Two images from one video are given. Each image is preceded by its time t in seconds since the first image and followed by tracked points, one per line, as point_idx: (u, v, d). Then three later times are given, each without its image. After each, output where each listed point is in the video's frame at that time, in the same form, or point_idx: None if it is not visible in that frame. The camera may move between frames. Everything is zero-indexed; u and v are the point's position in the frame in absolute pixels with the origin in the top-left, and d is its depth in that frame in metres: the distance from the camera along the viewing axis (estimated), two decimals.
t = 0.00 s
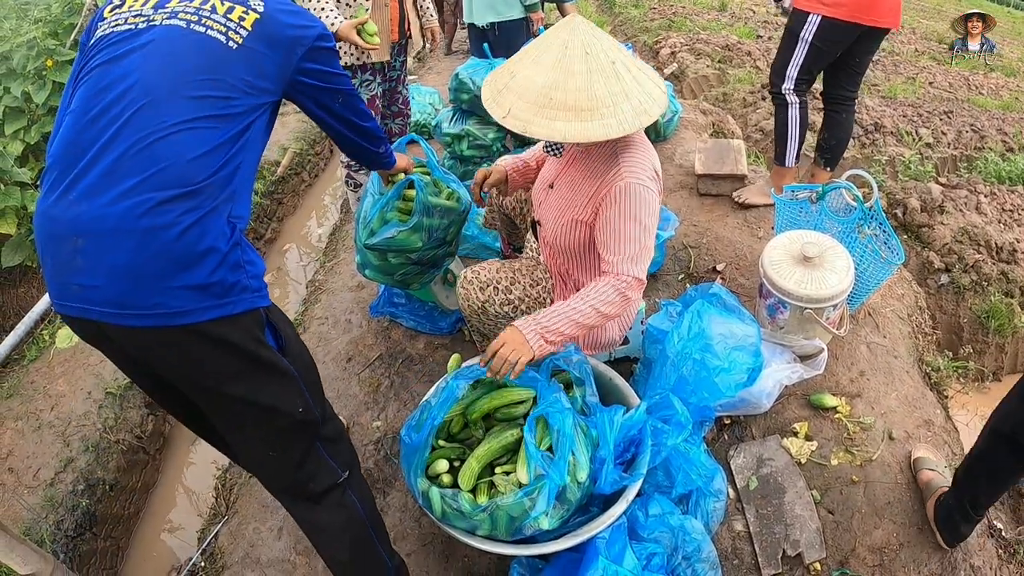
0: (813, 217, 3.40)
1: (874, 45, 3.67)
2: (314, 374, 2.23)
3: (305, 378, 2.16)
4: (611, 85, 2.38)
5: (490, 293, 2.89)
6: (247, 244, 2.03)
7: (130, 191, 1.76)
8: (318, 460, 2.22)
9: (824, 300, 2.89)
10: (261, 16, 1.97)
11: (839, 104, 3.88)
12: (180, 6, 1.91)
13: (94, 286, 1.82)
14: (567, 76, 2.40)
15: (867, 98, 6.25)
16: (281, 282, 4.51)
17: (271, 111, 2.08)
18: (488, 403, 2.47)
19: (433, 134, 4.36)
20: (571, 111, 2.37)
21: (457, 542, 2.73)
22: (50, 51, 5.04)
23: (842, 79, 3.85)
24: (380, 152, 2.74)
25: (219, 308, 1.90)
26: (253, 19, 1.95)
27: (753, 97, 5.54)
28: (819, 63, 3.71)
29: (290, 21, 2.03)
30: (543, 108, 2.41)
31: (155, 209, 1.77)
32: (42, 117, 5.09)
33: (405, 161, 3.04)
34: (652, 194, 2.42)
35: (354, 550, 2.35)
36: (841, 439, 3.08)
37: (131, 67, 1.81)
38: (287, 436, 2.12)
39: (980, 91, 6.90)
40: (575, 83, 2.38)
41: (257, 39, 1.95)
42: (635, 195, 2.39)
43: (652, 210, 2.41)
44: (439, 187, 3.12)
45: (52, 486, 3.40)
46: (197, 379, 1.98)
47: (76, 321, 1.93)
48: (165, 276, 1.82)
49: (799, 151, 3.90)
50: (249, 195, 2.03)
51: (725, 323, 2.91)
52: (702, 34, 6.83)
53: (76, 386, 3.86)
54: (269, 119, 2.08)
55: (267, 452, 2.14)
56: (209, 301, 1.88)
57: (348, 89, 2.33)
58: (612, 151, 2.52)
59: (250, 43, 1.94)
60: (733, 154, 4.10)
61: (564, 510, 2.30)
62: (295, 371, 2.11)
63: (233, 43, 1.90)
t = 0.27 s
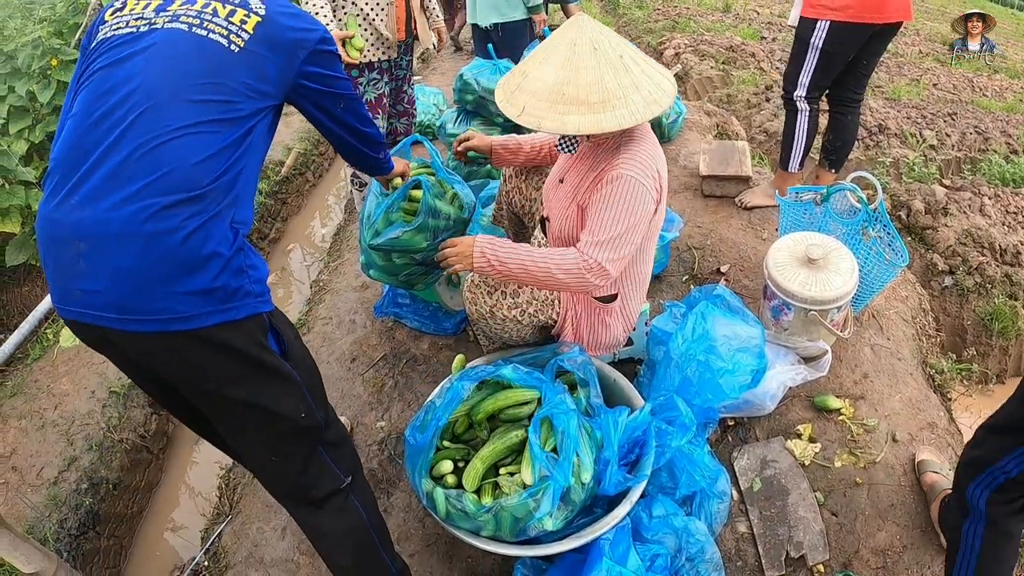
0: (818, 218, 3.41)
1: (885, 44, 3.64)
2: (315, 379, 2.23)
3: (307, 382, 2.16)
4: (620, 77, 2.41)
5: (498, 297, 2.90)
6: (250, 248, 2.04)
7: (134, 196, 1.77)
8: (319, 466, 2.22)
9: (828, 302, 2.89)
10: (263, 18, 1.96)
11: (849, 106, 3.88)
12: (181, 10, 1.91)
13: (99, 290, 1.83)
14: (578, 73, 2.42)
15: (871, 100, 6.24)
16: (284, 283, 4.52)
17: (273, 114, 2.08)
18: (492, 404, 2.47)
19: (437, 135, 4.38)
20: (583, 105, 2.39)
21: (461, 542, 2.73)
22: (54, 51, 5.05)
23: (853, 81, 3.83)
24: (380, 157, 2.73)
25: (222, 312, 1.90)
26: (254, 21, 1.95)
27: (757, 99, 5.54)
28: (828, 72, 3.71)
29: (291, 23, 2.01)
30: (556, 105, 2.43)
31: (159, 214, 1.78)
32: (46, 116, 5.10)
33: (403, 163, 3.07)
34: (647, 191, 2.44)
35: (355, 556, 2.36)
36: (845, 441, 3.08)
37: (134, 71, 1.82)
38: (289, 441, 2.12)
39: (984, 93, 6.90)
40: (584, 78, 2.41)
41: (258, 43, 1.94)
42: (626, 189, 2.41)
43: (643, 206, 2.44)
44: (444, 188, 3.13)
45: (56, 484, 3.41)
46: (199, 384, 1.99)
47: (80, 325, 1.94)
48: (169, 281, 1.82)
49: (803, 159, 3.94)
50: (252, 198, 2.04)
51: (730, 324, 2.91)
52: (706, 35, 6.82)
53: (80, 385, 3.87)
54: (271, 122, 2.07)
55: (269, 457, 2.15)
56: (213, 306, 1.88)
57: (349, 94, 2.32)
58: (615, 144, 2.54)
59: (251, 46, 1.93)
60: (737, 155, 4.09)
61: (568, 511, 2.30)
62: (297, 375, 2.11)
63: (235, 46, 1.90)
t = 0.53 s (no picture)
0: (821, 222, 3.41)
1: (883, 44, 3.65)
2: (315, 387, 2.24)
3: (306, 391, 2.16)
4: (629, 71, 2.51)
5: (497, 286, 2.85)
6: (252, 255, 2.05)
7: (134, 205, 1.79)
8: (320, 474, 2.23)
9: (830, 305, 2.89)
10: (265, 23, 1.94)
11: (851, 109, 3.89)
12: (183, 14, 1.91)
13: (99, 297, 1.85)
14: (590, 68, 2.51)
15: (875, 102, 6.25)
16: (288, 282, 4.54)
17: (275, 120, 2.08)
18: (497, 405, 2.48)
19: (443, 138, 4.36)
20: (596, 98, 2.47)
21: (464, 543, 2.74)
22: (61, 50, 5.07)
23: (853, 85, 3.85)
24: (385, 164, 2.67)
25: (223, 321, 1.92)
26: (256, 26, 1.93)
27: (762, 101, 5.54)
28: (829, 74, 3.70)
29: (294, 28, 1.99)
30: (570, 100, 2.51)
31: (160, 222, 1.80)
32: (52, 115, 5.12)
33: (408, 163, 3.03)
34: (637, 177, 2.50)
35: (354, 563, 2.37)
36: (847, 444, 3.10)
37: (135, 78, 1.82)
38: (289, 450, 2.14)
39: (988, 96, 6.90)
40: (596, 72, 2.50)
41: (260, 50, 1.93)
42: (613, 172, 2.49)
43: (631, 190, 2.49)
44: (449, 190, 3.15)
45: (60, 482, 3.43)
46: (199, 392, 2.00)
47: (82, 330, 1.97)
48: (170, 289, 1.84)
49: (807, 162, 3.92)
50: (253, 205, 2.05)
51: (733, 327, 2.93)
52: (711, 37, 6.83)
53: (84, 383, 3.89)
54: (273, 128, 2.08)
55: (269, 465, 2.16)
56: (213, 315, 1.90)
57: (354, 103, 2.29)
58: (614, 135, 2.60)
59: (253, 52, 1.92)
60: (742, 158, 4.10)
61: (571, 512, 2.31)
62: (295, 383, 2.12)
63: (236, 52, 1.89)
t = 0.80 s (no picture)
0: (823, 222, 3.43)
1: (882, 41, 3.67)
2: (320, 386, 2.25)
3: (310, 390, 2.18)
4: (630, 66, 2.52)
5: (502, 281, 2.87)
6: (257, 257, 2.08)
7: (138, 210, 1.81)
8: (325, 473, 2.25)
9: (832, 305, 2.92)
10: (266, 25, 1.96)
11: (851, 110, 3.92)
12: (185, 18, 1.93)
13: (105, 302, 1.88)
14: (590, 62, 2.54)
15: (878, 102, 6.25)
16: (293, 280, 4.56)
17: (279, 121, 2.10)
18: (500, 404, 2.51)
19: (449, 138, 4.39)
20: (597, 90, 2.49)
21: (468, 539, 2.77)
22: (66, 49, 5.10)
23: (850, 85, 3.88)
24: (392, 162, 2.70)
25: (227, 324, 1.94)
26: (257, 28, 1.95)
27: (765, 101, 5.56)
28: (832, 75, 3.72)
29: (295, 29, 2.01)
30: (571, 91, 2.53)
31: (164, 226, 1.82)
32: (57, 113, 5.15)
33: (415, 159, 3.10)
34: (642, 173, 2.52)
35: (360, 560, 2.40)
36: (848, 443, 3.12)
37: (138, 83, 1.85)
38: (294, 452, 2.16)
39: (991, 97, 6.91)
40: (596, 66, 2.53)
41: (261, 52, 1.95)
42: (616, 167, 2.51)
43: (635, 185, 2.51)
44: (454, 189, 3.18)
45: (66, 479, 3.46)
46: (205, 394, 2.03)
47: (90, 334, 2.00)
48: (175, 293, 1.87)
49: (811, 162, 3.92)
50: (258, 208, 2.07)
51: (736, 326, 2.95)
52: (714, 36, 6.84)
53: (90, 380, 3.92)
54: (276, 130, 2.10)
55: (274, 464, 2.19)
56: (217, 317, 1.93)
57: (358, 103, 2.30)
58: (619, 131, 2.62)
59: (255, 55, 1.94)
60: (745, 158, 4.11)
61: (575, 510, 2.33)
62: (299, 383, 2.14)
63: (237, 54, 1.91)
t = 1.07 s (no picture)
0: (825, 219, 3.42)
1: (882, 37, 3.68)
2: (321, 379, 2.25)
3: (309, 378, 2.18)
4: (616, 64, 2.52)
5: (507, 284, 2.85)
6: (254, 250, 2.07)
7: (135, 203, 1.81)
8: (326, 462, 2.25)
9: (834, 303, 2.91)
10: (261, 16, 1.96)
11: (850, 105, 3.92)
12: (181, 10, 1.92)
13: (102, 295, 1.88)
14: (577, 63, 2.55)
15: (880, 100, 6.23)
16: (294, 277, 4.56)
17: (276, 113, 2.10)
18: (500, 401, 2.51)
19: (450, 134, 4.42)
20: (585, 92, 2.51)
21: (468, 536, 2.76)
22: (68, 46, 5.10)
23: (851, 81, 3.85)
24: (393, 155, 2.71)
25: (224, 317, 1.94)
26: (253, 19, 1.95)
27: (767, 99, 5.55)
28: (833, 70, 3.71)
29: (291, 20, 2.01)
30: (560, 95, 2.55)
31: (160, 219, 1.82)
32: (59, 110, 5.15)
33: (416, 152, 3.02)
34: (645, 171, 2.51)
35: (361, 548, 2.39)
36: (849, 441, 3.12)
37: (135, 76, 1.85)
38: (294, 441, 2.16)
39: (994, 95, 6.88)
40: (582, 66, 2.53)
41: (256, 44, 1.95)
42: (619, 166, 2.51)
43: (639, 184, 2.51)
44: (456, 186, 3.16)
45: (67, 474, 3.47)
46: (204, 387, 2.03)
47: (89, 327, 2.00)
48: (171, 286, 1.87)
49: (811, 158, 3.93)
50: (255, 200, 2.07)
51: (737, 323, 2.94)
52: (717, 34, 6.83)
53: (91, 376, 3.93)
54: (273, 122, 2.09)
55: (275, 454, 2.19)
56: (214, 310, 1.93)
57: (355, 97, 2.31)
58: (619, 130, 2.62)
59: (251, 46, 1.94)
60: (747, 155, 4.10)
61: (574, 507, 2.33)
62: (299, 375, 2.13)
63: (233, 46, 1.91)
